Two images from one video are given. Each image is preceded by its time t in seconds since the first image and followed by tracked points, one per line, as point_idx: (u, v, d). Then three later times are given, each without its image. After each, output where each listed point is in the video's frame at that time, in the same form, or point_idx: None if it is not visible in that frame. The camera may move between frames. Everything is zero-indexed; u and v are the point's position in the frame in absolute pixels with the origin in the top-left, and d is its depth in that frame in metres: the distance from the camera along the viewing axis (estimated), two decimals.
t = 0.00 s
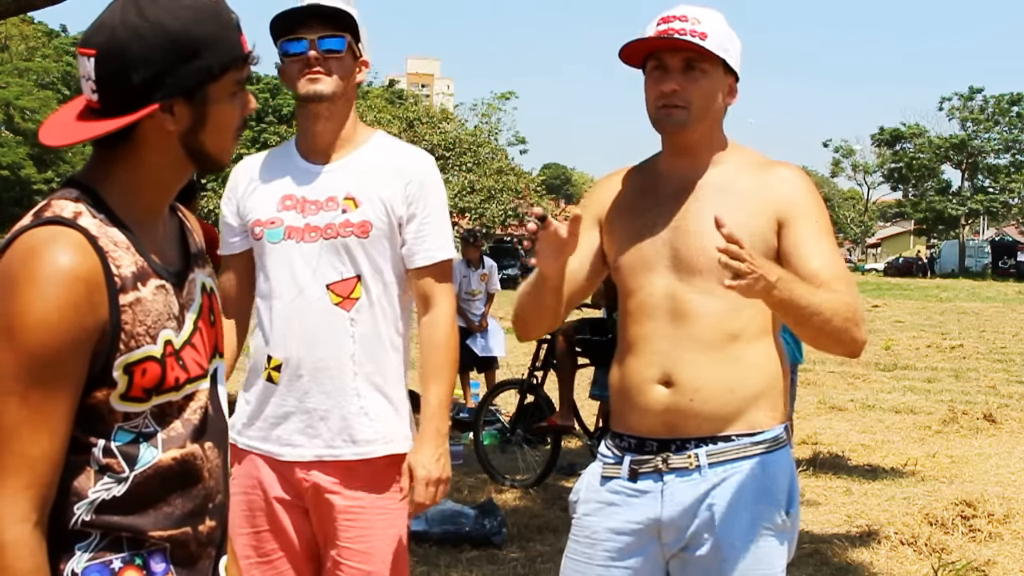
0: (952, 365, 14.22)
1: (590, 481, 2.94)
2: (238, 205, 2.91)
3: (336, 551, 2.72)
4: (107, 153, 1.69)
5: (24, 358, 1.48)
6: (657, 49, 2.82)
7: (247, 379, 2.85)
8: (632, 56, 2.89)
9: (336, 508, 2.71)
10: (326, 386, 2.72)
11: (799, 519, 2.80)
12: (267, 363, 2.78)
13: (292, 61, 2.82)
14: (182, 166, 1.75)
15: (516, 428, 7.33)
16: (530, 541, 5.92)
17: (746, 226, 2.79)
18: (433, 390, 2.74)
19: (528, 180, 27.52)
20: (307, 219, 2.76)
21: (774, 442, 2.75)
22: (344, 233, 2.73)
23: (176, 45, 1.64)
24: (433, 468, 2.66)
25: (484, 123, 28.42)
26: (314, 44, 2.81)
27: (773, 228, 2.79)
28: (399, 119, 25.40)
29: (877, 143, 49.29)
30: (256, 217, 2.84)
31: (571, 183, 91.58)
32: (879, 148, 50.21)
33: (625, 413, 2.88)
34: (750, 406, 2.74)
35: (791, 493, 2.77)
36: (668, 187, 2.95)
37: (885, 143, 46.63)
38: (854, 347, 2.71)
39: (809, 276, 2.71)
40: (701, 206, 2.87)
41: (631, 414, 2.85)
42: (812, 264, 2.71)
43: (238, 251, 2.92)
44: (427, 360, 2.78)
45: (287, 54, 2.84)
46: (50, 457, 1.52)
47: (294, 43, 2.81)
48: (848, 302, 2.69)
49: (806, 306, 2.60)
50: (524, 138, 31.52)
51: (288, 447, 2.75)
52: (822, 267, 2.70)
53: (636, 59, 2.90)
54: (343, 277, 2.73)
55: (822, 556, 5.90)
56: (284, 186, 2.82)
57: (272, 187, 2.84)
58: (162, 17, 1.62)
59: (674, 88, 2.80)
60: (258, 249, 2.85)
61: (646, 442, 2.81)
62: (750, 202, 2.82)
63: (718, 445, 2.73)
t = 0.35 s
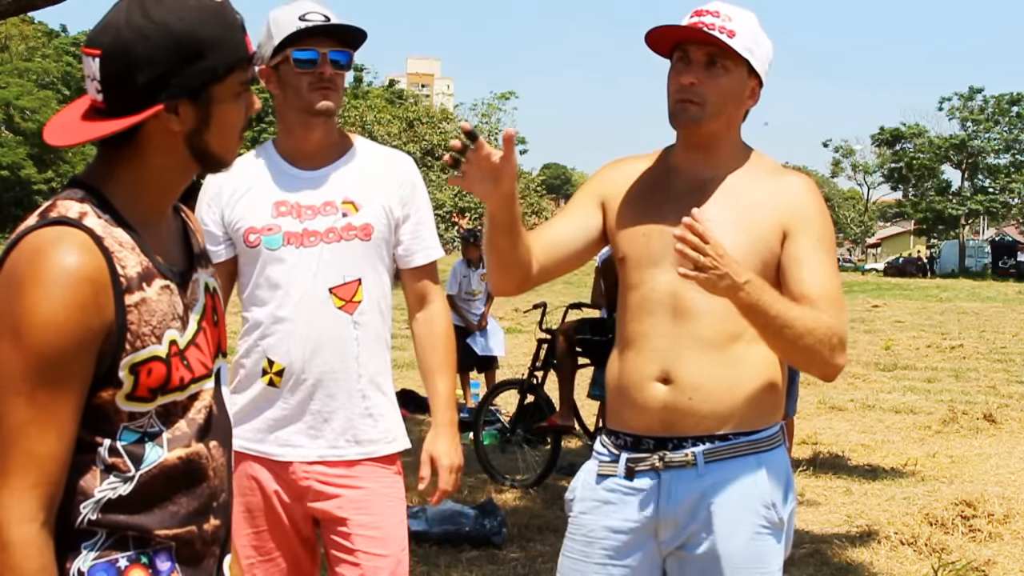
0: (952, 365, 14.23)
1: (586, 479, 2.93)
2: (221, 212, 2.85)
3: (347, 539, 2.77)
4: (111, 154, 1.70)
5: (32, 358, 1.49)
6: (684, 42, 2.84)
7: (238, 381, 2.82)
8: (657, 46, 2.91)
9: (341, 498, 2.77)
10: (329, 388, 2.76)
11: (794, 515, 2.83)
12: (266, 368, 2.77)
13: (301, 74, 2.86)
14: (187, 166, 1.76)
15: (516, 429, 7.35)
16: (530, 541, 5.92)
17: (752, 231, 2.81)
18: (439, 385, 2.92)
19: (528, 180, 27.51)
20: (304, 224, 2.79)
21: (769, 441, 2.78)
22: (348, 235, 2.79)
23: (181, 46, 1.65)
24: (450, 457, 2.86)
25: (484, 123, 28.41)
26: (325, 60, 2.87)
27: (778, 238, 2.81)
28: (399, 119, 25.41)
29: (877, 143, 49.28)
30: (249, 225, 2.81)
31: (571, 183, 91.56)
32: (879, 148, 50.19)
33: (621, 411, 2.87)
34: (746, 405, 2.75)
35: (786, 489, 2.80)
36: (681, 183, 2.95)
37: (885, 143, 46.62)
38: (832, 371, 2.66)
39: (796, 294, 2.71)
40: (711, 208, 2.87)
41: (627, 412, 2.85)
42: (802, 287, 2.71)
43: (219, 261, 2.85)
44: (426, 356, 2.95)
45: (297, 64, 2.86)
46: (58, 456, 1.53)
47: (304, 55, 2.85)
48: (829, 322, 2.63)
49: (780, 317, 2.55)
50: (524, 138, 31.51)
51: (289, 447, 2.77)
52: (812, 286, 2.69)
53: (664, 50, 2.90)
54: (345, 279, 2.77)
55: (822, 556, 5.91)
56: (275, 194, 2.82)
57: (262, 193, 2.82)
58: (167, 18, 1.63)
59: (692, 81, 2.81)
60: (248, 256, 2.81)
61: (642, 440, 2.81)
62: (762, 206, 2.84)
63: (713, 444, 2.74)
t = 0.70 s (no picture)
0: (952, 365, 14.23)
1: (584, 479, 2.93)
2: (218, 215, 2.80)
3: (339, 535, 2.77)
4: (111, 153, 1.70)
5: (35, 357, 1.49)
6: (685, 45, 2.84)
7: (238, 381, 2.81)
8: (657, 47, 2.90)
9: (336, 493, 2.77)
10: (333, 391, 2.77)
11: (793, 514, 2.83)
12: (271, 370, 2.76)
13: (318, 81, 2.86)
14: (187, 164, 1.75)
15: (516, 429, 7.35)
16: (530, 541, 5.92)
17: (751, 233, 2.81)
18: (421, 389, 2.92)
19: (528, 180, 27.51)
20: (307, 228, 2.79)
21: (769, 440, 2.78)
22: (351, 241, 2.82)
23: (180, 45, 1.65)
24: (432, 460, 2.87)
25: (484, 123, 28.41)
26: (339, 69, 2.89)
27: (779, 240, 2.80)
28: (399, 119, 25.40)
29: (877, 143, 49.27)
30: (250, 229, 2.78)
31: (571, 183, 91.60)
32: (879, 148, 50.18)
33: (618, 410, 2.87)
34: (743, 405, 2.75)
35: (785, 489, 2.79)
36: (684, 184, 2.94)
37: (885, 142, 46.61)
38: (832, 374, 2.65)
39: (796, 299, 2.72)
40: (712, 208, 2.87)
41: (627, 412, 2.85)
42: (802, 292, 2.71)
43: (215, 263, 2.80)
44: (408, 359, 2.97)
45: (316, 72, 2.86)
46: (62, 454, 1.53)
47: (320, 62, 2.86)
48: (831, 328, 2.63)
49: (780, 325, 2.54)
50: (524, 138, 31.49)
51: (290, 447, 2.76)
52: (811, 290, 2.70)
53: (665, 51, 2.90)
54: (349, 284, 2.80)
55: (823, 556, 5.91)
56: (277, 198, 2.80)
57: (262, 197, 2.81)
58: (166, 16, 1.63)
59: (694, 85, 2.81)
60: (246, 260, 2.79)
61: (640, 439, 2.80)
62: (764, 208, 2.83)
63: (712, 443, 2.74)
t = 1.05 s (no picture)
0: (952, 365, 14.24)
1: (587, 479, 2.93)
2: (219, 216, 2.81)
3: (335, 538, 2.76)
4: (114, 154, 1.71)
5: (41, 358, 1.50)
6: (673, 46, 2.84)
7: (238, 381, 2.81)
8: (646, 49, 2.90)
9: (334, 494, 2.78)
10: (331, 392, 2.78)
11: (796, 513, 2.85)
12: (271, 370, 2.77)
13: (318, 86, 2.87)
14: (188, 165, 1.76)
15: (516, 428, 7.36)
16: (530, 541, 5.92)
17: (754, 234, 2.81)
18: (414, 390, 2.96)
19: (528, 180, 27.51)
20: (306, 232, 2.80)
21: (773, 439, 2.79)
22: (350, 244, 2.83)
23: (182, 45, 1.65)
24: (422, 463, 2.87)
25: (484, 123, 28.40)
26: (339, 73, 2.89)
27: (782, 242, 2.81)
28: (399, 119, 25.40)
29: (877, 143, 49.28)
30: (251, 232, 2.79)
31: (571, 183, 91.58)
32: (879, 148, 50.17)
33: (622, 412, 2.87)
34: (752, 405, 2.76)
35: (789, 489, 2.81)
36: (680, 186, 2.94)
37: (885, 142, 46.58)
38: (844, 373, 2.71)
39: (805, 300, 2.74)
40: (711, 209, 2.87)
41: (629, 412, 2.84)
42: (808, 292, 2.74)
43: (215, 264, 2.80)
44: (403, 361, 2.98)
45: (315, 77, 2.86)
46: (67, 454, 1.54)
47: (320, 67, 2.86)
48: (842, 328, 2.68)
49: (799, 331, 2.58)
50: (524, 138, 31.50)
51: (289, 447, 2.77)
52: (818, 292, 2.73)
53: (654, 54, 2.91)
54: (348, 287, 2.81)
55: (823, 556, 5.92)
56: (276, 201, 2.82)
57: (263, 199, 2.82)
58: (168, 17, 1.64)
59: (683, 86, 2.82)
60: (247, 263, 2.80)
61: (645, 440, 2.80)
62: (767, 207, 2.84)
63: (720, 443, 2.74)
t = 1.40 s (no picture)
0: (952, 365, 14.24)
1: (581, 479, 2.90)
2: (219, 216, 2.84)
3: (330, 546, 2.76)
4: (119, 153, 1.71)
5: (45, 357, 1.50)
6: (678, 46, 2.81)
7: (237, 379, 2.82)
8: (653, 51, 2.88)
9: (328, 504, 2.76)
10: (327, 392, 2.78)
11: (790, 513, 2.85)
12: (265, 368, 2.78)
13: (320, 89, 2.87)
14: (194, 164, 1.76)
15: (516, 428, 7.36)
16: (530, 541, 5.92)
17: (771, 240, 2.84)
18: (423, 393, 2.90)
19: (529, 180, 27.50)
20: (303, 231, 2.80)
21: (767, 439, 2.79)
22: (346, 243, 2.82)
23: (186, 45, 1.65)
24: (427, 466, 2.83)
25: (484, 123, 28.39)
26: (342, 76, 2.89)
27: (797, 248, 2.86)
28: (399, 119, 25.40)
29: (877, 143, 49.26)
30: (247, 230, 2.81)
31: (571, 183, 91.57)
32: (879, 148, 50.15)
33: (618, 409, 2.84)
34: (745, 406, 2.76)
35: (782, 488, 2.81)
36: (692, 186, 2.92)
37: (885, 142, 46.55)
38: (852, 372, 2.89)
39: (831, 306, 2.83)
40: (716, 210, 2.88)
41: (626, 410, 2.82)
42: (828, 301, 2.82)
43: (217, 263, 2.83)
44: (413, 363, 2.93)
45: (318, 79, 2.86)
46: (71, 453, 1.54)
47: (323, 69, 2.86)
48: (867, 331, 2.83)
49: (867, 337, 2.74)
50: (524, 138, 31.49)
51: (283, 447, 2.77)
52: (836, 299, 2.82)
53: (659, 54, 2.88)
54: (342, 287, 2.80)
55: (823, 556, 5.92)
56: (274, 201, 2.83)
57: (261, 199, 2.83)
58: (172, 16, 1.64)
59: (687, 87, 2.80)
60: (247, 261, 2.81)
61: (639, 439, 2.79)
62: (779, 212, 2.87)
63: (713, 442, 2.75)
